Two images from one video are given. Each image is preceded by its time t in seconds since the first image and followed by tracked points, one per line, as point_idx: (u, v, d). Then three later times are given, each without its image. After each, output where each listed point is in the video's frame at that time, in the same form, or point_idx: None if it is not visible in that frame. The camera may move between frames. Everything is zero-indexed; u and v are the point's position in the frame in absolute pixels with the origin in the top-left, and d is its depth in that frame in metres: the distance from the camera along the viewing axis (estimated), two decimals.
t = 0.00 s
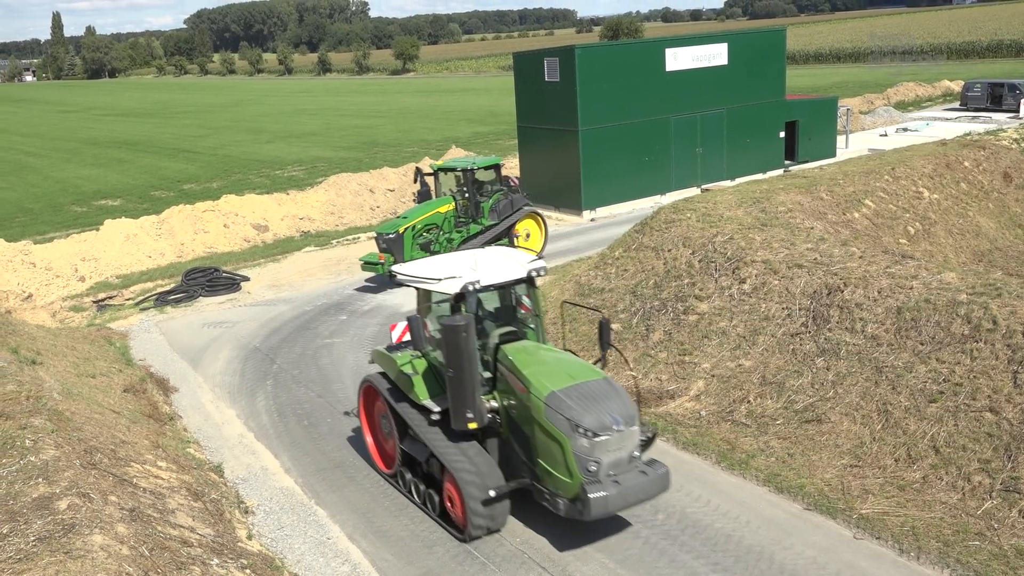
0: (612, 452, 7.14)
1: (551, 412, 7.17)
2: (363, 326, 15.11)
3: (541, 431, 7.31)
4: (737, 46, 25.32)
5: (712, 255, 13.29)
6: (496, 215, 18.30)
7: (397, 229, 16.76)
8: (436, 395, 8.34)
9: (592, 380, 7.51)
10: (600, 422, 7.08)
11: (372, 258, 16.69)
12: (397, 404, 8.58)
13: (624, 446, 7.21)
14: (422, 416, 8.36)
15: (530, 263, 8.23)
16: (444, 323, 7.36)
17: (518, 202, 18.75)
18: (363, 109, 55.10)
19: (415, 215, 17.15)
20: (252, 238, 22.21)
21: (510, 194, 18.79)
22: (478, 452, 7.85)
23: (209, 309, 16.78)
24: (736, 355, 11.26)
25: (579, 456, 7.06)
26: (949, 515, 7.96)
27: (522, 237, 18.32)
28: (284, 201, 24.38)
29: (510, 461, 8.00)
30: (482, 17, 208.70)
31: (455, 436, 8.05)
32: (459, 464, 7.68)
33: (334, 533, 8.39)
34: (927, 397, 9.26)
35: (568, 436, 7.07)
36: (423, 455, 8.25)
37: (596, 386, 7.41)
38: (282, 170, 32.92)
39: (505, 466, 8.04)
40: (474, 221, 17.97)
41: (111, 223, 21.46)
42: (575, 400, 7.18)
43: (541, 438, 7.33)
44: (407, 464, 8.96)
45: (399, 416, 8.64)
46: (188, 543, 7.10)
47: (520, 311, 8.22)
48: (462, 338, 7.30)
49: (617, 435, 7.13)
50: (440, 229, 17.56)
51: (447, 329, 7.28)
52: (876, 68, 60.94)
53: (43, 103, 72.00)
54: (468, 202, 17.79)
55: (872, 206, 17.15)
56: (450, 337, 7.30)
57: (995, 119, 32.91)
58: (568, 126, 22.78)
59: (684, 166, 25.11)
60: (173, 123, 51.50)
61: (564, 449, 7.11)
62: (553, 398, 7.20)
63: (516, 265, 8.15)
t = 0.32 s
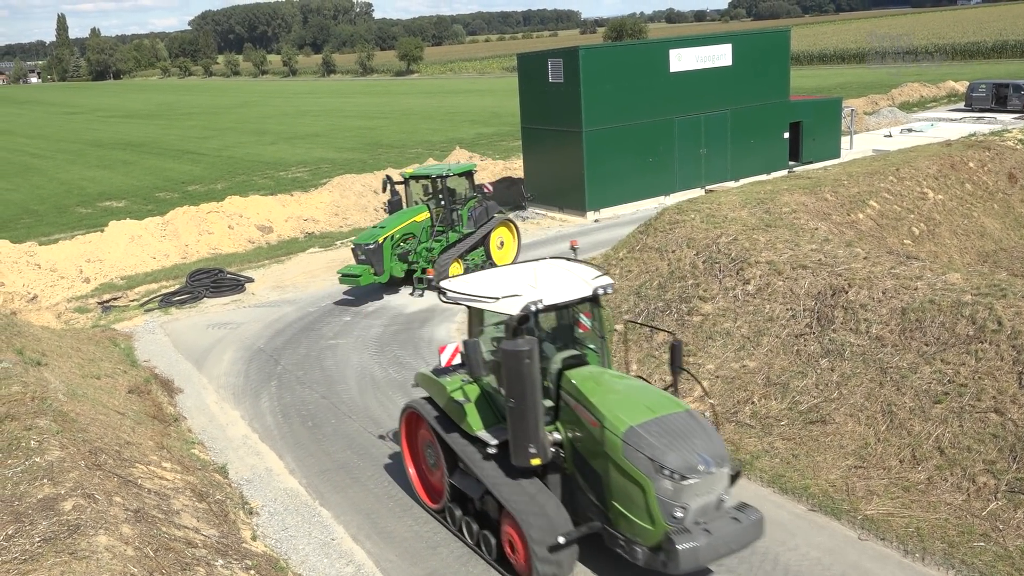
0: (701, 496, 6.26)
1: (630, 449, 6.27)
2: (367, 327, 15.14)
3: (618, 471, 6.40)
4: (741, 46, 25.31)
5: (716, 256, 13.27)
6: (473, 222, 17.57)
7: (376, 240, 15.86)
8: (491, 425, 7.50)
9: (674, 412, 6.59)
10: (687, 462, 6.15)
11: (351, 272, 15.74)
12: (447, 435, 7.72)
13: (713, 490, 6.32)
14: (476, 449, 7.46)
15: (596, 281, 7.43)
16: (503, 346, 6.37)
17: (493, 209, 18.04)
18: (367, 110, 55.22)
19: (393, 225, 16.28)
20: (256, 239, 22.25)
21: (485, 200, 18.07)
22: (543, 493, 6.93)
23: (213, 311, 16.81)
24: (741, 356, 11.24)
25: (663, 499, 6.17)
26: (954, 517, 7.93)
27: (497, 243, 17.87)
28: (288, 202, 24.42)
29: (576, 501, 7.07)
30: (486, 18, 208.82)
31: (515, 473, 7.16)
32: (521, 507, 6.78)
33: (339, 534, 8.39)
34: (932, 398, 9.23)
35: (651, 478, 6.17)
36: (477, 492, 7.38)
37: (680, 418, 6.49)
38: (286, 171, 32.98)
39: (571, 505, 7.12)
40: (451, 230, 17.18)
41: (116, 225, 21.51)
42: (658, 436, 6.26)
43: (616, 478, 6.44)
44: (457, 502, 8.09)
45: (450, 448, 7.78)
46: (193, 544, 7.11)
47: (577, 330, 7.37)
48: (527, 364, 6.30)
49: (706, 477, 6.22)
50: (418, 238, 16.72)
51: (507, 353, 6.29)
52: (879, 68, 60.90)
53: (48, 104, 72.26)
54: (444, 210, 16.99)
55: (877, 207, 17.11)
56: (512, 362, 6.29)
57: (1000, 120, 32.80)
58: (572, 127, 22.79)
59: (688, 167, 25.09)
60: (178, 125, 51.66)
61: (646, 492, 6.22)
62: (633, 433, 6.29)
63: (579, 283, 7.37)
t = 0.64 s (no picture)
0: (831, 564, 4.97)
1: (741, 505, 5.07)
2: (371, 329, 15.15)
3: (728, 531, 5.19)
4: (744, 47, 25.28)
5: (719, 257, 13.26)
6: (450, 233, 17.09)
7: (359, 254, 15.12)
8: (566, 470, 6.51)
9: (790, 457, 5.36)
10: (812, 521, 4.93)
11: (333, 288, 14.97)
12: (515, 479, 6.76)
13: (846, 555, 5.04)
14: (550, 497, 6.45)
15: (687, 305, 6.24)
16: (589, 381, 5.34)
17: (467, 218, 17.59)
18: (370, 113, 55.33)
19: (373, 237, 15.58)
20: (260, 242, 22.28)
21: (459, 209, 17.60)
22: (632, 549, 5.81)
23: (217, 314, 16.83)
24: (745, 357, 11.21)
25: (786, 566, 4.94)
26: (959, 517, 7.90)
27: (472, 255, 17.53)
28: (292, 205, 24.45)
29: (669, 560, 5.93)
30: (488, 20, 209.11)
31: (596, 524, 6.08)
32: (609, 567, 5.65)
33: (344, 537, 8.38)
34: (937, 398, 9.19)
35: (769, 541, 4.96)
36: (552, 545, 6.40)
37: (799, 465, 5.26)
38: (290, 174, 33.05)
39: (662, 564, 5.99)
40: (428, 242, 16.63)
41: (120, 228, 21.55)
42: (777, 488, 5.04)
43: (725, 539, 5.23)
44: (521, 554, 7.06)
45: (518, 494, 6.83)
46: (198, 547, 7.11)
47: (654, 357, 6.18)
48: (614, 403, 5.26)
49: (837, 540, 4.96)
50: (396, 250, 16.11)
51: (592, 390, 5.29)
52: (881, 69, 60.90)
53: (51, 108, 72.44)
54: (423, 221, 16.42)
55: (880, 207, 17.08)
56: (600, 400, 5.27)
57: (1004, 119, 32.74)
58: (575, 129, 22.77)
59: (691, 168, 25.07)
60: (181, 128, 51.79)
61: (762, 556, 5.01)
62: (744, 484, 5.09)
63: (668, 306, 6.19)
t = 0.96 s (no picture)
0: None
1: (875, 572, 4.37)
2: (374, 329, 15.15)
3: None
4: (748, 48, 25.24)
5: (723, 258, 13.25)
6: (429, 240, 16.59)
7: (348, 262, 14.34)
8: (652, 518, 5.67)
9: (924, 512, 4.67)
10: None
11: (324, 298, 14.11)
12: (590, 525, 5.89)
13: None
14: (634, 548, 5.62)
15: (790, 330, 5.63)
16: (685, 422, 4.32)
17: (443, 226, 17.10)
18: (374, 112, 55.38)
19: (360, 245, 14.84)
20: (263, 242, 22.29)
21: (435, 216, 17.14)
22: None
23: (220, 313, 16.84)
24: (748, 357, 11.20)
25: None
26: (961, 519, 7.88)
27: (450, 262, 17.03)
28: (295, 205, 24.46)
29: None
30: (491, 20, 209.14)
31: None
32: None
33: (346, 536, 8.39)
34: (940, 400, 9.18)
35: None
36: None
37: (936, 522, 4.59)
38: (294, 174, 33.09)
39: None
40: (410, 250, 16.03)
41: (124, 227, 21.59)
42: (917, 552, 4.36)
43: None
44: None
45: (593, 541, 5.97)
46: (200, 546, 7.12)
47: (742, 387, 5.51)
48: (716, 448, 4.25)
49: None
50: (379, 259, 15.42)
51: (692, 432, 4.25)
52: (884, 70, 60.83)
53: (55, 107, 72.58)
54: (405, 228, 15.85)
55: (884, 208, 17.05)
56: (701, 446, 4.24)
57: (1008, 121, 32.66)
58: (579, 129, 22.74)
59: (695, 169, 25.05)
60: (185, 127, 51.86)
61: None
62: (880, 546, 4.38)
63: (769, 334, 5.58)
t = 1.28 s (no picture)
0: None
1: None
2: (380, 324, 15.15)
3: None
4: (754, 40, 25.10)
5: (729, 251, 13.21)
6: (416, 242, 15.97)
7: (347, 271, 13.59)
8: None
9: None
10: None
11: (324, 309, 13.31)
12: None
13: None
14: None
15: (935, 359, 4.68)
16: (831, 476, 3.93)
17: (427, 227, 16.49)
18: (380, 107, 55.41)
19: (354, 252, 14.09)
20: (270, 237, 22.31)
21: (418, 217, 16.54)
22: None
23: (227, 309, 16.84)
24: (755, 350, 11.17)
25: None
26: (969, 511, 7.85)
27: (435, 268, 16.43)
28: (301, 200, 24.46)
29: None
30: (496, 14, 208.73)
31: None
32: None
33: (353, 530, 8.40)
34: (948, 393, 9.13)
35: None
36: None
37: None
38: (300, 169, 33.12)
39: None
40: (399, 254, 15.39)
41: (131, 223, 21.64)
42: None
43: None
44: None
45: None
46: (208, 540, 7.14)
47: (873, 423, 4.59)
48: (868, 505, 3.88)
49: None
50: (371, 264, 14.72)
51: (841, 485, 3.88)
52: (890, 62, 60.61)
53: (62, 103, 72.83)
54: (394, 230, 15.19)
55: (891, 201, 16.97)
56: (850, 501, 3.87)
57: (1016, 113, 32.47)
58: (584, 124, 22.70)
59: (701, 163, 24.97)
60: (192, 123, 51.97)
61: None
62: None
63: (914, 365, 4.64)
